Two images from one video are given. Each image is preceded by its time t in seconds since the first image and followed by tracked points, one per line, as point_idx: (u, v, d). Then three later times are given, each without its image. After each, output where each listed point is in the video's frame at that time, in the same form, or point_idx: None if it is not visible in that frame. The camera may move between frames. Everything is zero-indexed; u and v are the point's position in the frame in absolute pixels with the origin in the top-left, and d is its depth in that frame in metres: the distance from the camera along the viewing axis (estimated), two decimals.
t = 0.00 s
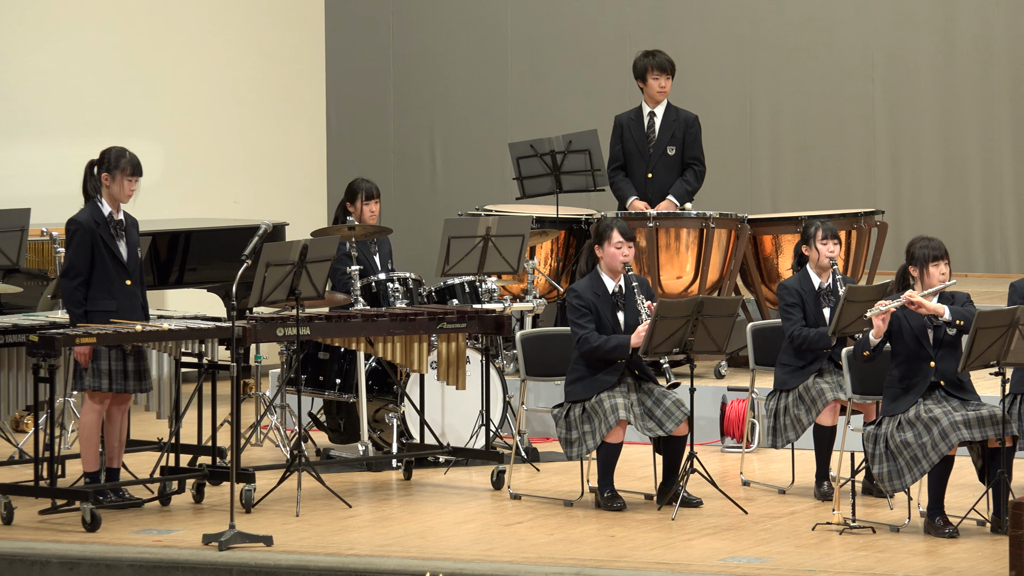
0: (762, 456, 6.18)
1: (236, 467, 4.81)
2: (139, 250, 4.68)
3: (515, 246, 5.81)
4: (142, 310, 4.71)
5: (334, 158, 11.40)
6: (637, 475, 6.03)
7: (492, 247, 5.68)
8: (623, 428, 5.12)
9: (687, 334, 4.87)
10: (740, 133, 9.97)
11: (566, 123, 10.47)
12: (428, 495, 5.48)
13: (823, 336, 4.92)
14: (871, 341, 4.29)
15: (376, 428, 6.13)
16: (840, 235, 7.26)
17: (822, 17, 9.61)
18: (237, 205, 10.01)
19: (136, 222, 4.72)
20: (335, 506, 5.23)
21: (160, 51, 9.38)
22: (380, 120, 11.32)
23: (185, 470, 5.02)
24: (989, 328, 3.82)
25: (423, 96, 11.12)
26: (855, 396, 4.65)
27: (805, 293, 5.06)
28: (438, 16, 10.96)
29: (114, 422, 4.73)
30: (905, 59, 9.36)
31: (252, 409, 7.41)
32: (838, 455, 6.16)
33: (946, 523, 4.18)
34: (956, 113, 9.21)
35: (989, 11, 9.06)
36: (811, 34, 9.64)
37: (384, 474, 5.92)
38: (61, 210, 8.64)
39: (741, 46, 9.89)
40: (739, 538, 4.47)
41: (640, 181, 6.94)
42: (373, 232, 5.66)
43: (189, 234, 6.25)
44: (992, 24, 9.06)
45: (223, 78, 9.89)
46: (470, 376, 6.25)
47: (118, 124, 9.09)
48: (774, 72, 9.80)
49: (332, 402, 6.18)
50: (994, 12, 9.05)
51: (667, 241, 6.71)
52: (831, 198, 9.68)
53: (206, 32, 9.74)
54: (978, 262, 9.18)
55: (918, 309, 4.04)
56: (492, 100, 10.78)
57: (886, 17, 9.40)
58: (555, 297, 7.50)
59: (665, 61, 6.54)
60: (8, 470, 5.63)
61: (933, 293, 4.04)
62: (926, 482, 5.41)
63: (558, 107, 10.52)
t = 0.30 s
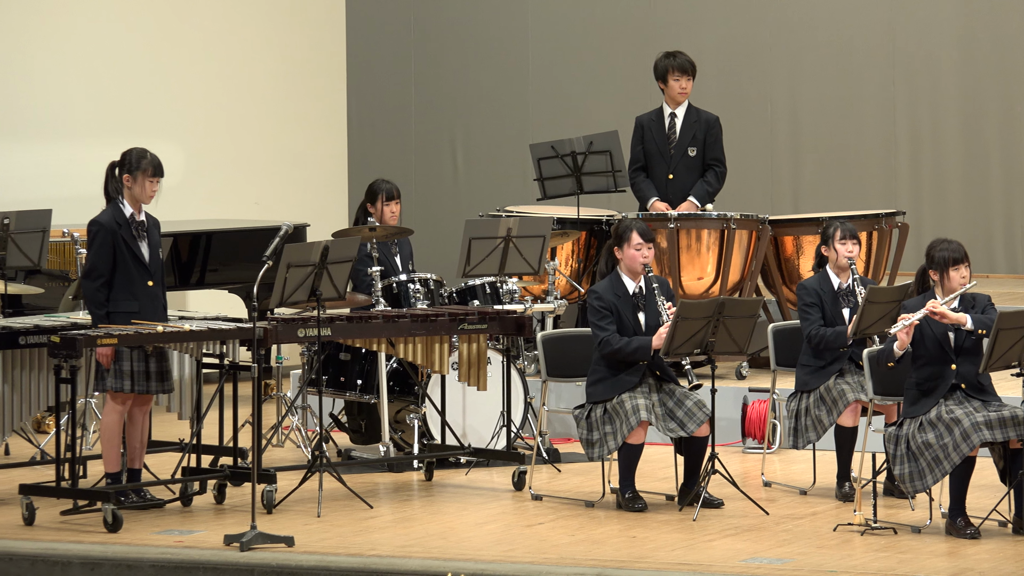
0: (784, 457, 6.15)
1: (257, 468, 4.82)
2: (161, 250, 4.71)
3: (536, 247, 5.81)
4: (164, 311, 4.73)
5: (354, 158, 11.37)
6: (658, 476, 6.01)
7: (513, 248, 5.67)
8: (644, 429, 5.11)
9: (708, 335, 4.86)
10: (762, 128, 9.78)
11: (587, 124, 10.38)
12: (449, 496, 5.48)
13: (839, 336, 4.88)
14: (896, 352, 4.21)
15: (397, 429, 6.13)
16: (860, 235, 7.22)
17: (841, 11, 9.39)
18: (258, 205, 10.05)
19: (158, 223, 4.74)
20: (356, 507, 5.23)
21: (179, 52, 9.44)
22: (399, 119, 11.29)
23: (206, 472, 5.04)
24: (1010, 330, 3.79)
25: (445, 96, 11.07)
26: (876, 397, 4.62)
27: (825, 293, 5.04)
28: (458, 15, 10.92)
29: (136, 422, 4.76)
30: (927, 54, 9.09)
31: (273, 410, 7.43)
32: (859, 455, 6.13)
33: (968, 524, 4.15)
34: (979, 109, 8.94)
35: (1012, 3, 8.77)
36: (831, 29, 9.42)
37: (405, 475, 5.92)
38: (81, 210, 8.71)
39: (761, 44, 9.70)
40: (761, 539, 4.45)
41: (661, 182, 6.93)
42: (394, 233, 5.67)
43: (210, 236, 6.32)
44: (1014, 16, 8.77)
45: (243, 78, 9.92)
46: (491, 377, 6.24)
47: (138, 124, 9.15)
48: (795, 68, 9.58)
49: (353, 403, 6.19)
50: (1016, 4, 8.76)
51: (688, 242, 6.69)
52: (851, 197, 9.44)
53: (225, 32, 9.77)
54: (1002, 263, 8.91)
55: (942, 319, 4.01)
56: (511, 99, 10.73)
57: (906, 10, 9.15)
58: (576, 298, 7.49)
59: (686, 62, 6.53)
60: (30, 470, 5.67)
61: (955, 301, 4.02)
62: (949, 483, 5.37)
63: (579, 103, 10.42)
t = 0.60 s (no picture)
0: (809, 457, 6.13)
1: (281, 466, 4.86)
2: (186, 250, 4.75)
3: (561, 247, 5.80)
4: (190, 311, 4.77)
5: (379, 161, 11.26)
6: (684, 477, 6.00)
7: (538, 247, 5.67)
8: (670, 429, 5.11)
9: (734, 335, 4.85)
10: (785, 130, 9.60)
11: (610, 125, 10.24)
12: (475, 497, 5.48)
13: (861, 338, 4.87)
14: (922, 359, 4.16)
15: (422, 429, 6.12)
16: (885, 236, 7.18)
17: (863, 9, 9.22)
18: (283, 205, 10.11)
19: (183, 223, 4.78)
20: (382, 507, 5.25)
21: (205, 53, 9.47)
22: (422, 120, 11.17)
23: (232, 471, 5.08)
24: None
25: (467, 98, 10.97)
26: (902, 397, 4.59)
27: (849, 294, 5.01)
28: (478, 16, 10.84)
29: (161, 422, 4.79)
30: (951, 52, 8.94)
31: (298, 409, 7.45)
32: (885, 456, 6.10)
33: (994, 525, 4.13)
34: (1005, 109, 8.79)
35: None
36: (853, 27, 9.26)
37: (431, 475, 5.93)
38: (108, 210, 8.77)
39: (777, 49, 9.56)
40: (786, 539, 4.43)
41: (686, 182, 6.91)
42: (420, 234, 5.68)
43: (235, 237, 6.52)
44: None
45: (267, 79, 9.96)
46: (516, 377, 6.23)
47: (165, 124, 9.20)
48: (817, 69, 9.42)
49: (379, 403, 6.20)
50: None
51: (713, 242, 6.67)
52: (876, 198, 9.27)
53: (249, 33, 9.81)
54: None
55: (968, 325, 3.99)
56: (532, 99, 10.62)
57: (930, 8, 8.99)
58: (601, 299, 7.48)
59: (712, 62, 6.51)
60: (56, 470, 5.71)
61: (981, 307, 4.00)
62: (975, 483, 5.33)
63: (602, 101, 10.27)
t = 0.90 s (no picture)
0: (848, 456, 6.10)
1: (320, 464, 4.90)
2: (226, 248, 4.82)
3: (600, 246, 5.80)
4: (228, 309, 4.83)
5: (420, 163, 11.05)
6: (723, 475, 5.99)
7: (577, 246, 5.68)
8: (708, 427, 5.10)
9: (772, 333, 4.84)
10: (825, 126, 8.96)
11: (644, 125, 9.78)
12: (513, 495, 5.49)
13: (901, 340, 4.83)
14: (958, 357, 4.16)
15: (461, 427, 6.13)
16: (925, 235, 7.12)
17: None
18: (322, 204, 10.17)
19: (223, 221, 4.86)
20: (421, 505, 5.28)
21: (243, 52, 9.55)
22: (461, 119, 10.90)
23: (271, 470, 5.14)
24: None
25: (489, 92, 10.73)
26: (941, 396, 4.56)
27: (889, 293, 4.97)
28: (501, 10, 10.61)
29: (201, 419, 4.85)
30: (994, 34, 8.22)
31: (337, 407, 7.48)
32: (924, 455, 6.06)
33: None
34: None
35: None
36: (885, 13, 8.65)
37: (469, 474, 5.93)
38: (146, 209, 8.84)
39: (811, 44, 8.98)
40: (825, 538, 4.42)
41: (725, 181, 6.89)
42: (459, 232, 5.71)
43: (274, 235, 6.78)
44: None
45: (305, 79, 10.02)
46: (555, 375, 6.22)
47: (205, 123, 9.28)
48: (850, 58, 8.82)
49: (417, 402, 6.20)
50: None
51: (752, 241, 6.63)
52: (914, 196, 8.56)
53: (287, 34, 9.88)
54: None
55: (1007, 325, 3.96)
56: (564, 98, 10.26)
57: None
58: (640, 298, 7.46)
59: (752, 60, 6.48)
60: (96, 467, 5.77)
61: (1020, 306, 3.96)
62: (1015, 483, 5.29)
63: (635, 95, 9.85)
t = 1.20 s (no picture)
0: (886, 455, 6.08)
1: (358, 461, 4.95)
2: (264, 245, 4.88)
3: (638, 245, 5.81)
4: (266, 306, 4.89)
5: (458, 163, 11.10)
6: (760, 474, 5.98)
7: (615, 245, 5.69)
8: (746, 426, 5.10)
9: (810, 332, 4.83)
10: (863, 128, 8.88)
11: (682, 123, 9.75)
12: (550, 494, 5.50)
13: (940, 341, 4.80)
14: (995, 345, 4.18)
15: (499, 425, 6.09)
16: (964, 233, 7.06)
17: None
18: (360, 201, 10.23)
19: (261, 218, 4.91)
20: (458, 503, 5.31)
21: (281, 52, 9.62)
22: (500, 120, 10.92)
23: (309, 468, 5.20)
24: None
25: (527, 91, 10.75)
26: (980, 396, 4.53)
27: (929, 293, 4.94)
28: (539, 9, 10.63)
29: (238, 417, 4.92)
30: None
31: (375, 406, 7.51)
32: (963, 454, 6.03)
33: None
34: None
35: None
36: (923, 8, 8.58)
37: (507, 472, 5.93)
38: (182, 208, 8.90)
39: (848, 45, 8.91)
40: (863, 537, 4.41)
41: (764, 180, 6.87)
42: (497, 230, 5.73)
43: (313, 234, 6.88)
44: None
45: (344, 79, 10.09)
46: (592, 374, 6.22)
47: (244, 122, 9.36)
48: (888, 54, 8.74)
49: (455, 401, 6.21)
50: None
51: (790, 240, 6.60)
52: (954, 193, 8.47)
53: (325, 34, 9.94)
54: None
55: None
56: (603, 99, 10.25)
57: None
58: (678, 297, 7.44)
59: (791, 59, 6.46)
60: (134, 465, 5.81)
61: None
62: None
63: (674, 95, 9.81)
